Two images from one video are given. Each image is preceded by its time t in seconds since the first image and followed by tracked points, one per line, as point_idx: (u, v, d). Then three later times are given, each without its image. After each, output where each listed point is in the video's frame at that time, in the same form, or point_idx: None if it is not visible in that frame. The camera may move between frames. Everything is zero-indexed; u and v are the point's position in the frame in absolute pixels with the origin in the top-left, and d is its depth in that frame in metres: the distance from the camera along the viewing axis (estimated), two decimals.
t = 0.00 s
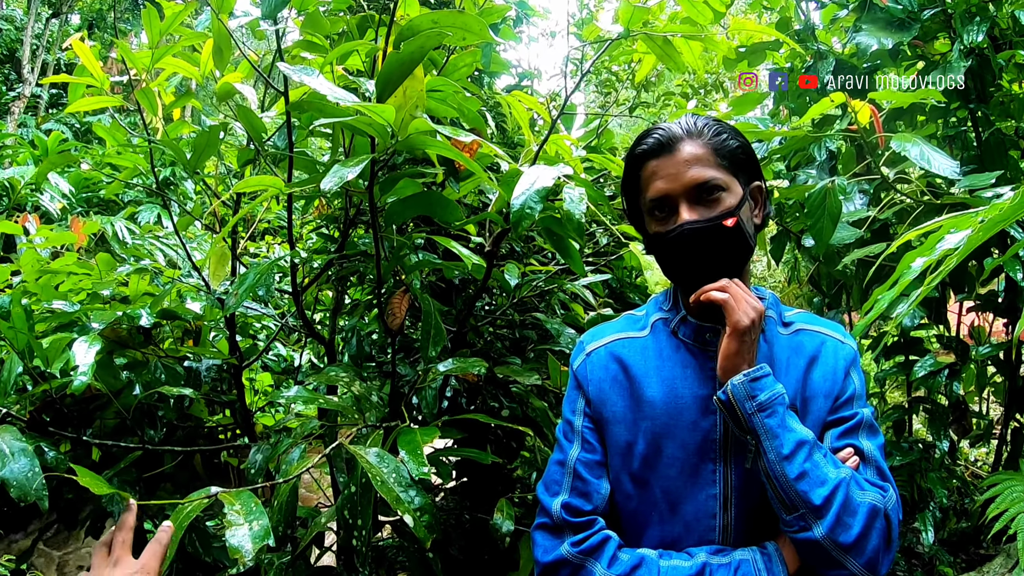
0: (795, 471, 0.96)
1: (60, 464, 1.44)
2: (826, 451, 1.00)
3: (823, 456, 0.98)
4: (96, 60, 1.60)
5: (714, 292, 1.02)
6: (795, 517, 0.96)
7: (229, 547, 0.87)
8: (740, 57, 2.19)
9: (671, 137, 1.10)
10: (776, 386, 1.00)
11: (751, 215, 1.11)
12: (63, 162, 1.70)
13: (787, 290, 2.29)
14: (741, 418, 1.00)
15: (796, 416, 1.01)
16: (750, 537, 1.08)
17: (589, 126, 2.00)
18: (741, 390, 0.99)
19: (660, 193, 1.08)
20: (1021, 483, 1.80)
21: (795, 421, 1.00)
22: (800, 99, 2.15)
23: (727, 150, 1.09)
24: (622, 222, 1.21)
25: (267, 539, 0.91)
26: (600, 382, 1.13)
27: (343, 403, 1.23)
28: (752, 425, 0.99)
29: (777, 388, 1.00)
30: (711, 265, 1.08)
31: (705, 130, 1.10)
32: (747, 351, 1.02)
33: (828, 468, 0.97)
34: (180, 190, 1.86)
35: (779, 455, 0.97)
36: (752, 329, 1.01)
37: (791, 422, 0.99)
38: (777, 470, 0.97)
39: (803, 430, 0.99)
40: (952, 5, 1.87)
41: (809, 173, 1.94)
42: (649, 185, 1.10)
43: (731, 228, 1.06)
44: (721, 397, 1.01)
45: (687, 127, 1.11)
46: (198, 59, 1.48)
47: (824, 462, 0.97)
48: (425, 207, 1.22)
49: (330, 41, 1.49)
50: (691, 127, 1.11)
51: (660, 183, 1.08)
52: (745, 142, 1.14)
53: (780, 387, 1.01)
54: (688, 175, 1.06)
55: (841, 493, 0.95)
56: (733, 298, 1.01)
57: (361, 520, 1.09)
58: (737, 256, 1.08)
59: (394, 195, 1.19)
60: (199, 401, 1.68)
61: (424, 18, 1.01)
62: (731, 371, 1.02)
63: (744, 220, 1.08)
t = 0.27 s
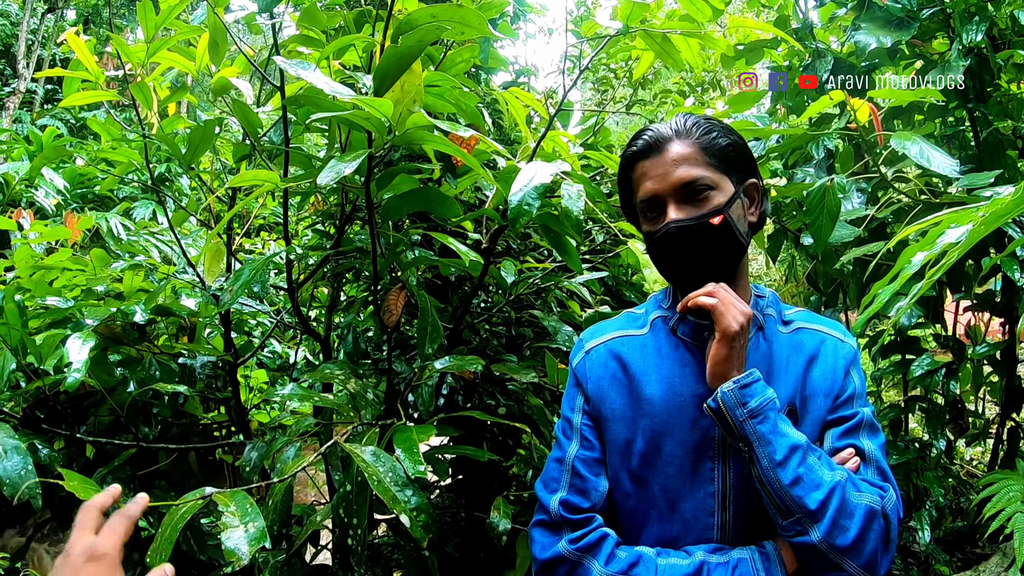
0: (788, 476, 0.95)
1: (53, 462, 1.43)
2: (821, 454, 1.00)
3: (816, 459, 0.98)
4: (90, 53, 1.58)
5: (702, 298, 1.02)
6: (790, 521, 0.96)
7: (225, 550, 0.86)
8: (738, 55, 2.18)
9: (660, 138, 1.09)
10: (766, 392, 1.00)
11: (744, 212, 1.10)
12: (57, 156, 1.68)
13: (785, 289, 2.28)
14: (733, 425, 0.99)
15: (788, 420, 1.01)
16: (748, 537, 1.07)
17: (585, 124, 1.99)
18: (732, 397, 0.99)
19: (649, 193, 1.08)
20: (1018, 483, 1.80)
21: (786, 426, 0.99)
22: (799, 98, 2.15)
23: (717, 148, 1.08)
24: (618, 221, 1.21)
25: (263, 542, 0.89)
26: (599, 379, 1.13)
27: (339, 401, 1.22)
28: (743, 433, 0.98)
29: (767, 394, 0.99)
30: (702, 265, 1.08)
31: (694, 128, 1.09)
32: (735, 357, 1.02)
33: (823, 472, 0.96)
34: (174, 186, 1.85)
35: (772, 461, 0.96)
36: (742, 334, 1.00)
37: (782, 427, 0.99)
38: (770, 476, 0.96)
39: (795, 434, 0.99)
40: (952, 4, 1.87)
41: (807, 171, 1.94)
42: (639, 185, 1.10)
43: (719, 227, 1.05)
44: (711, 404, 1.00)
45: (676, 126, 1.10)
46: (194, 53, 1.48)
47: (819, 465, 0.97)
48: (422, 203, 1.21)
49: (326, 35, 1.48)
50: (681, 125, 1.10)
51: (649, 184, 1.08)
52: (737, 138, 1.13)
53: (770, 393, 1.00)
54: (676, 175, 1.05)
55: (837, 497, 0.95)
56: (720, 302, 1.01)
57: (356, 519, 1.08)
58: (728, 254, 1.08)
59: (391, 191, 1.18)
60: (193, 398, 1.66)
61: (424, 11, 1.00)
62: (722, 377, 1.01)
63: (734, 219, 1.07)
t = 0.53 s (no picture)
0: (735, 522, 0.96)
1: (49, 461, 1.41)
2: (779, 487, 0.98)
3: (769, 495, 0.97)
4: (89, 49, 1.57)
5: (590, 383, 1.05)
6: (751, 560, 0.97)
7: (225, 552, 0.85)
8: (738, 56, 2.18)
9: (630, 151, 1.15)
10: (699, 441, 0.99)
11: (712, 219, 1.12)
12: (54, 152, 1.67)
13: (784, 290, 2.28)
14: (669, 481, 1.00)
15: (734, 459, 1.00)
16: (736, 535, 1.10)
17: (584, 124, 1.98)
18: (664, 451, 0.99)
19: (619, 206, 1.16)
20: (1017, 484, 1.80)
21: (730, 466, 0.99)
22: (798, 99, 2.14)
23: (678, 157, 1.10)
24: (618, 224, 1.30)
25: (264, 544, 0.88)
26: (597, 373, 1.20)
27: (339, 401, 1.21)
28: (681, 487, 0.99)
29: (700, 443, 0.99)
30: (668, 271, 1.14)
31: (659, 138, 1.12)
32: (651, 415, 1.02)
33: (776, 509, 0.96)
34: (172, 184, 1.84)
35: (716, 511, 0.97)
36: (637, 403, 1.01)
37: (725, 471, 0.98)
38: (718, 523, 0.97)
39: (741, 474, 0.98)
40: (952, 7, 1.86)
41: (807, 172, 1.93)
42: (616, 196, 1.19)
43: (675, 238, 1.10)
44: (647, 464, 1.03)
45: (646, 138, 1.15)
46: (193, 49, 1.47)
47: (772, 502, 0.96)
48: (422, 202, 1.20)
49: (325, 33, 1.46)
50: (651, 136, 1.14)
51: (622, 196, 1.15)
52: (711, 142, 1.13)
53: (707, 438, 1.00)
54: (636, 189, 1.12)
55: (791, 534, 0.94)
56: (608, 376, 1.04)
57: (356, 520, 1.07)
58: (693, 261, 1.12)
59: (391, 190, 1.17)
60: (190, 398, 1.65)
61: (426, 8, 0.99)
62: (649, 433, 1.01)
63: (693, 228, 1.10)
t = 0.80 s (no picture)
0: (688, 527, 0.96)
1: (49, 464, 1.40)
2: (739, 493, 0.97)
3: (726, 501, 0.96)
4: (89, 48, 1.56)
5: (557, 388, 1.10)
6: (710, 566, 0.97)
7: (230, 564, 0.84)
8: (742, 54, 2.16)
9: (636, 151, 1.12)
10: (655, 446, 1.00)
11: (722, 219, 1.10)
12: (54, 152, 1.65)
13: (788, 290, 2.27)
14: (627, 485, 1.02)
15: (693, 464, 0.99)
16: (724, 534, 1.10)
17: (586, 124, 1.96)
18: (620, 455, 1.01)
19: (627, 207, 1.13)
20: None
21: (688, 471, 0.98)
22: (801, 98, 2.13)
23: (688, 156, 1.08)
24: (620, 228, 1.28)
25: (270, 555, 0.87)
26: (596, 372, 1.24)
27: (343, 403, 1.19)
28: (638, 491, 1.00)
29: (654, 449, 0.99)
30: (677, 273, 1.12)
31: (667, 137, 1.10)
32: (611, 420, 1.04)
33: (731, 515, 0.94)
34: (172, 184, 1.82)
35: (670, 516, 0.97)
36: (598, 407, 1.05)
37: (681, 477, 0.98)
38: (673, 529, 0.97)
39: (698, 480, 0.97)
40: (956, 6, 1.83)
41: (812, 172, 1.92)
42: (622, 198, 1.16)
43: (686, 239, 1.08)
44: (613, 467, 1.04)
45: (653, 136, 1.11)
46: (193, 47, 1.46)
47: (726, 508, 0.95)
48: (426, 201, 1.19)
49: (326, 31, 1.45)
50: (658, 134, 1.11)
51: (627, 196, 1.13)
52: (719, 142, 1.11)
53: (664, 444, 1.00)
54: (645, 190, 1.10)
55: (743, 542, 0.93)
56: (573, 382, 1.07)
57: (363, 526, 1.06)
58: (702, 263, 1.10)
59: (395, 189, 1.16)
60: (191, 400, 1.64)
61: (431, 4, 0.99)
62: (614, 435, 1.03)
63: (704, 229, 1.08)
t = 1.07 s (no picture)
0: (686, 529, 0.94)
1: (50, 464, 1.39)
2: (734, 492, 0.95)
3: (722, 500, 0.94)
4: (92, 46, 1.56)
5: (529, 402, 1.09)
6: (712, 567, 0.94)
7: (232, 565, 0.83)
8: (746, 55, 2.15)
9: (648, 145, 1.15)
10: (643, 450, 0.99)
11: (727, 211, 1.11)
12: (56, 150, 1.65)
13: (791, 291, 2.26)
14: (619, 493, 1.00)
15: (683, 465, 0.98)
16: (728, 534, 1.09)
17: (588, 125, 1.95)
18: (609, 463, 0.99)
19: (635, 197, 1.15)
20: None
21: (679, 473, 0.97)
22: (805, 100, 2.12)
23: (698, 147, 1.11)
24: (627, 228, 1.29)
25: (273, 556, 0.86)
26: (599, 371, 1.24)
27: (346, 404, 1.19)
28: (631, 498, 0.98)
29: (643, 452, 0.98)
30: (681, 263, 1.12)
31: (677, 131, 1.13)
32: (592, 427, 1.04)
33: (729, 514, 0.93)
34: (174, 183, 1.82)
35: (666, 519, 0.95)
36: (570, 420, 1.04)
37: (672, 480, 0.97)
38: (671, 531, 0.95)
39: (690, 481, 0.96)
40: (961, 8, 1.80)
41: (816, 174, 1.91)
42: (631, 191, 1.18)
43: (691, 227, 1.09)
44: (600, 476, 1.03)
45: (665, 131, 1.15)
46: (197, 46, 1.46)
47: (724, 506, 0.94)
48: (432, 201, 1.19)
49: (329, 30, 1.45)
50: (669, 130, 1.15)
51: (635, 186, 1.15)
52: (728, 139, 1.14)
53: (652, 446, 0.99)
54: (653, 179, 1.11)
55: (745, 539, 0.91)
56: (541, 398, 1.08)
57: (366, 527, 1.05)
58: (707, 252, 1.11)
59: (399, 188, 1.15)
60: (193, 399, 1.63)
61: (439, 3, 0.99)
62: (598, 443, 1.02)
63: (708, 218, 1.09)
